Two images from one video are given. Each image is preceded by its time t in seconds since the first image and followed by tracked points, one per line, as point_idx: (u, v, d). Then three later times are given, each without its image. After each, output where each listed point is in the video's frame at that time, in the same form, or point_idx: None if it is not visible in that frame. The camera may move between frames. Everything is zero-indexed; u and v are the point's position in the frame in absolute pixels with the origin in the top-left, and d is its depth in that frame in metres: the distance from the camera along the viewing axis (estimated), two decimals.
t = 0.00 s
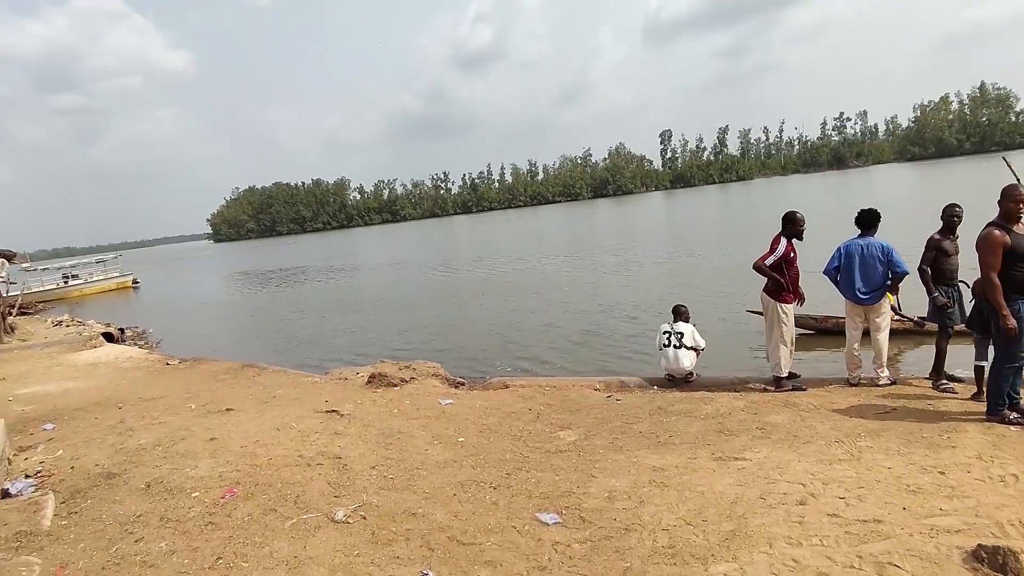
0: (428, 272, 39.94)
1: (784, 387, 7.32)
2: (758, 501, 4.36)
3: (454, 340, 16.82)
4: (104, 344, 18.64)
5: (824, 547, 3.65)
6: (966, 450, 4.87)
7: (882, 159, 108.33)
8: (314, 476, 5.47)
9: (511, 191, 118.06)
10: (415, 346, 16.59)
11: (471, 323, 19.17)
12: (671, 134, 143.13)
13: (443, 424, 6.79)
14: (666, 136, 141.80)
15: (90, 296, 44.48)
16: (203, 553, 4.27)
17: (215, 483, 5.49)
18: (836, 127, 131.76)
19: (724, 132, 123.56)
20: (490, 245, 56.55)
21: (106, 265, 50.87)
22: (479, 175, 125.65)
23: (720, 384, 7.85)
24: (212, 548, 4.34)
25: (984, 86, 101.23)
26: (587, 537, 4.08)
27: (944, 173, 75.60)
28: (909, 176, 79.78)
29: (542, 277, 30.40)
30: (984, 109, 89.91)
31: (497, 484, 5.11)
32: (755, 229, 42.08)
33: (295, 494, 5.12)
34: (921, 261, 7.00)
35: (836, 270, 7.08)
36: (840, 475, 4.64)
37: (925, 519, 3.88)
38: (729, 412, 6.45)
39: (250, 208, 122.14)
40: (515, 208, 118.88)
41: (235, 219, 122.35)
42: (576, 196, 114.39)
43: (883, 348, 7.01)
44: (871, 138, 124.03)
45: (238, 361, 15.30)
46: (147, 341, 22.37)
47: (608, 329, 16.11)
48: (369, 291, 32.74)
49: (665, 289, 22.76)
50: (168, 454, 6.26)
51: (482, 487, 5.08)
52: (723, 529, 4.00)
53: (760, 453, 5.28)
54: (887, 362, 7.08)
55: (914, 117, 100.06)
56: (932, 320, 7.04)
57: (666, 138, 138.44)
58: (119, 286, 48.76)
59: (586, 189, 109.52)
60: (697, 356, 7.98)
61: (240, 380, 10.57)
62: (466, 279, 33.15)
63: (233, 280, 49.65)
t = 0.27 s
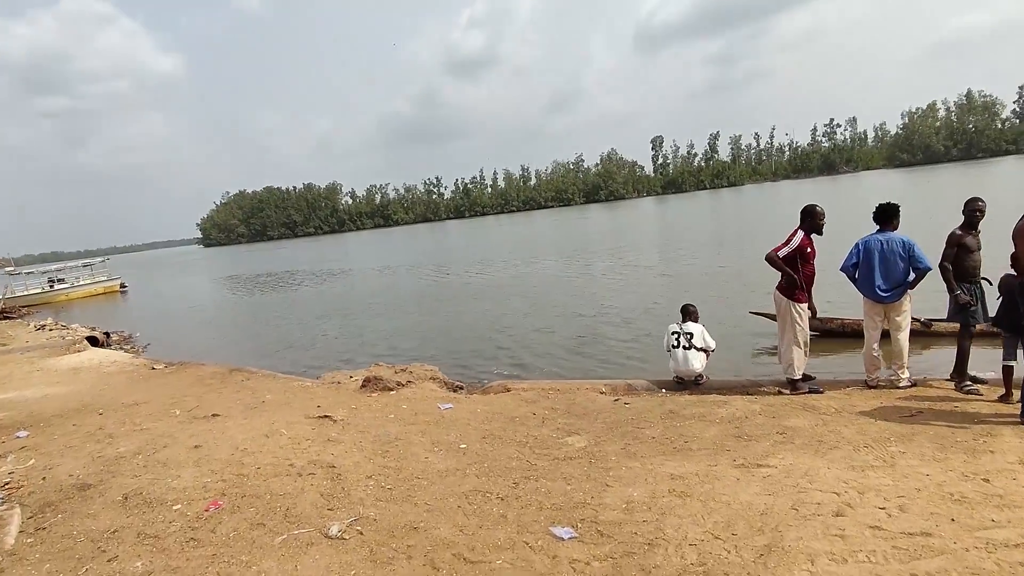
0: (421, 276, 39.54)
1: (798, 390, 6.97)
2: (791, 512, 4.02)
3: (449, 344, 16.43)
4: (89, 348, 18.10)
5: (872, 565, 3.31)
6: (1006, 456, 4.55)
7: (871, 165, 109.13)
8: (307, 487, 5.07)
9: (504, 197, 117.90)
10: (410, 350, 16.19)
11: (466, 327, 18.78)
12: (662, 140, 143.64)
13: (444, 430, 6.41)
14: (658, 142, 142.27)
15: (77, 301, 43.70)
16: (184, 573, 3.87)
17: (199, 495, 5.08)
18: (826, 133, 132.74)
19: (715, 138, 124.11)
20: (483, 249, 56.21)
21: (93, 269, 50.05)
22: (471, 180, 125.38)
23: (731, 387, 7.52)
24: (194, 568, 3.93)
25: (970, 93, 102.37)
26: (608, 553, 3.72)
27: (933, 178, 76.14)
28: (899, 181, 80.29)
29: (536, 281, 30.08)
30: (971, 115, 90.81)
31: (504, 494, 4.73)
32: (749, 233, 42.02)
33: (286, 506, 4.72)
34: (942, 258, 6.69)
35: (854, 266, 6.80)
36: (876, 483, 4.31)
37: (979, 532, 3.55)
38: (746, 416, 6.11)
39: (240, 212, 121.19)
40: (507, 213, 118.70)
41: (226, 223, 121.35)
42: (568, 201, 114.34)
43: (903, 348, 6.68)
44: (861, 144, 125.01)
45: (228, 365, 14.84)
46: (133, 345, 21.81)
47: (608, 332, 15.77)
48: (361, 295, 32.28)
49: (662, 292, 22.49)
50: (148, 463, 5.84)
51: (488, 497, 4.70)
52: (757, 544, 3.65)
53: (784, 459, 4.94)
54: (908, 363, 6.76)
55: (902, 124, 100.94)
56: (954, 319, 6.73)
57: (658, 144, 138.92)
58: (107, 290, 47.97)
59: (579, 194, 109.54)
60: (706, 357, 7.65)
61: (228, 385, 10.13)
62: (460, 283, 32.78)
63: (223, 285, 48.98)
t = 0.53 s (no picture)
0: (411, 281, 39.15)
1: (803, 402, 6.74)
2: (811, 538, 3.74)
3: (440, 350, 16.09)
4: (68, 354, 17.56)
5: None
6: None
7: (858, 173, 110.12)
8: (289, 508, 4.73)
9: (494, 202, 117.71)
10: (399, 356, 15.83)
11: (457, 333, 18.45)
12: (652, 147, 144.21)
13: (436, 445, 6.09)
14: (648, 149, 142.85)
15: (59, 305, 42.84)
16: None
17: (172, 517, 4.72)
18: (814, 141, 133.89)
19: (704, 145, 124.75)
20: (473, 255, 55.86)
21: (76, 273, 49.14)
22: (462, 185, 125.08)
23: (734, 398, 7.26)
24: None
25: (954, 102, 103.69)
26: None
27: (919, 186, 76.83)
28: (885, 189, 80.96)
29: (528, 287, 29.80)
30: (956, 125, 91.89)
31: (501, 517, 4.42)
32: (740, 239, 42.04)
33: (267, 531, 4.37)
34: (952, 265, 6.50)
35: (862, 273, 6.58)
36: (899, 506, 4.04)
37: (1016, 561, 3.29)
38: (753, 430, 5.84)
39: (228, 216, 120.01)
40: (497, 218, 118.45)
41: (214, 227, 120.12)
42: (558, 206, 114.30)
43: (912, 359, 6.48)
44: (848, 152, 126.22)
45: (211, 373, 14.40)
46: (115, 351, 21.27)
47: (601, 339, 15.51)
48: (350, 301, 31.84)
49: (655, 299, 22.28)
50: (119, 481, 5.46)
51: (484, 520, 4.38)
52: None
53: (797, 477, 4.67)
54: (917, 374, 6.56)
55: (888, 132, 102.00)
56: (965, 329, 6.51)
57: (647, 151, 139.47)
58: (90, 294, 47.08)
59: (569, 200, 109.54)
60: (708, 367, 7.39)
61: (209, 395, 9.73)
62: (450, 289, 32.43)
63: (209, 290, 48.25)
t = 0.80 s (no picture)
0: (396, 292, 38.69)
1: (806, 411, 6.49)
2: (828, 561, 3.45)
3: (426, 361, 15.70)
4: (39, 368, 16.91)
5: None
6: None
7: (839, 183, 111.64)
8: (262, 533, 4.35)
9: (480, 212, 117.51)
10: (385, 367, 15.42)
11: (443, 344, 18.08)
12: (637, 157, 145.23)
13: (422, 461, 5.74)
14: (633, 159, 143.82)
15: (34, 317, 41.72)
16: None
17: (132, 545, 4.32)
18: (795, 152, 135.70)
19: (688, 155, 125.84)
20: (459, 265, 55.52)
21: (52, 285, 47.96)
22: (447, 195, 124.82)
23: (733, 408, 7.00)
24: None
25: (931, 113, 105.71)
26: None
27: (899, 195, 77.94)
28: (866, 198, 82.02)
29: (514, 297, 29.52)
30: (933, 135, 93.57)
31: (492, 541, 4.08)
32: (725, 248, 42.16)
33: (236, 560, 3.99)
34: (954, 268, 6.31)
35: (864, 276, 6.38)
36: (919, 524, 3.77)
37: None
38: (755, 441, 5.57)
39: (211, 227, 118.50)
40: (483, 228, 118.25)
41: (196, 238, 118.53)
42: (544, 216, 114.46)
43: (916, 366, 6.27)
44: (828, 162, 128.06)
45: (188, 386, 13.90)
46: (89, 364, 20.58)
47: (590, 348, 15.25)
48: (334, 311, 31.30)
49: (643, 307, 22.09)
50: (78, 506, 5.05)
51: (474, 545, 4.04)
52: None
53: (807, 493, 4.39)
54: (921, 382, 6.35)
55: (868, 142, 103.61)
56: (969, 333, 6.31)
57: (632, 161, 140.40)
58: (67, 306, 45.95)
59: (555, 210, 109.71)
60: (705, 376, 7.12)
61: (183, 410, 9.28)
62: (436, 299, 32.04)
63: (190, 301, 47.33)
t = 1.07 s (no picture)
0: (381, 298, 38.15)
1: (814, 423, 6.23)
2: None
3: (413, 370, 15.28)
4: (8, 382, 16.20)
5: None
6: None
7: (820, 187, 112.90)
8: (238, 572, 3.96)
9: (465, 217, 117.00)
10: (370, 378, 14.97)
11: (430, 352, 17.69)
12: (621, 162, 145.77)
13: (411, 484, 5.35)
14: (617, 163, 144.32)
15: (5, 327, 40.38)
16: None
17: None
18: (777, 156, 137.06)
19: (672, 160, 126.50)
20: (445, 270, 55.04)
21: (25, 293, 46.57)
22: (432, 200, 124.15)
23: (737, 421, 6.71)
24: None
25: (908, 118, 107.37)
26: None
27: (879, 199, 78.88)
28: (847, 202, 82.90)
29: (501, 302, 29.17)
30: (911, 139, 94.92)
31: None
32: (711, 252, 42.20)
33: None
34: (965, 274, 6.10)
35: (872, 282, 6.13)
36: (955, 555, 3.49)
37: None
38: (766, 458, 5.27)
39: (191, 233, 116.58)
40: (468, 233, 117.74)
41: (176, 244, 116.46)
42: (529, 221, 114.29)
43: (927, 375, 6.03)
44: (809, 167, 129.52)
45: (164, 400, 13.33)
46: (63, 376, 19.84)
47: (581, 356, 14.95)
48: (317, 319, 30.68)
49: (632, 313, 21.87)
50: (34, 541, 4.60)
51: None
52: None
53: (828, 517, 4.10)
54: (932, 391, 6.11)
55: (848, 147, 104.93)
56: (980, 342, 6.09)
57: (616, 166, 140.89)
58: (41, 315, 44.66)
59: (540, 214, 109.54)
60: (707, 387, 6.83)
61: (156, 426, 8.79)
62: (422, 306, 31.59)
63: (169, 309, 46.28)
